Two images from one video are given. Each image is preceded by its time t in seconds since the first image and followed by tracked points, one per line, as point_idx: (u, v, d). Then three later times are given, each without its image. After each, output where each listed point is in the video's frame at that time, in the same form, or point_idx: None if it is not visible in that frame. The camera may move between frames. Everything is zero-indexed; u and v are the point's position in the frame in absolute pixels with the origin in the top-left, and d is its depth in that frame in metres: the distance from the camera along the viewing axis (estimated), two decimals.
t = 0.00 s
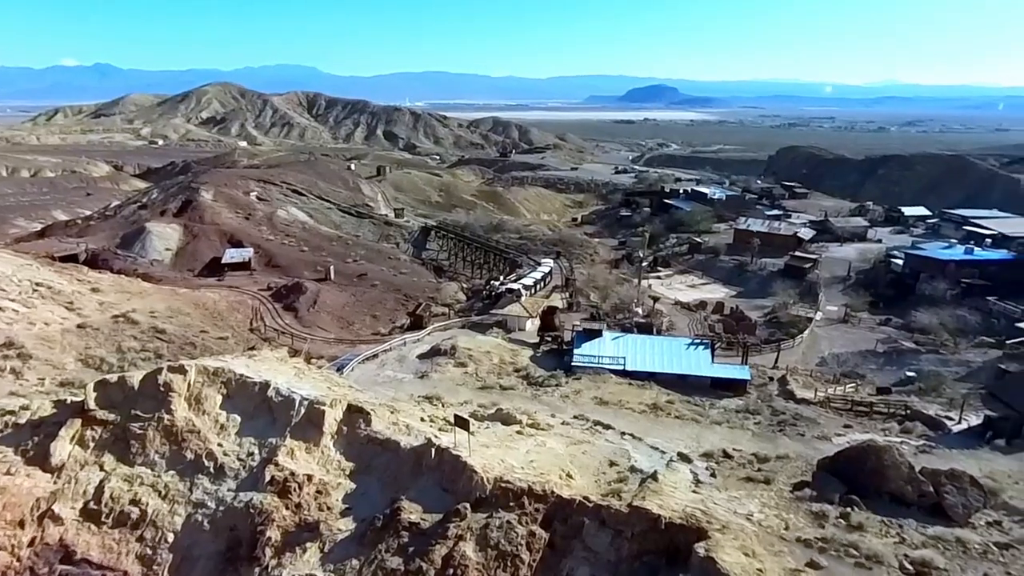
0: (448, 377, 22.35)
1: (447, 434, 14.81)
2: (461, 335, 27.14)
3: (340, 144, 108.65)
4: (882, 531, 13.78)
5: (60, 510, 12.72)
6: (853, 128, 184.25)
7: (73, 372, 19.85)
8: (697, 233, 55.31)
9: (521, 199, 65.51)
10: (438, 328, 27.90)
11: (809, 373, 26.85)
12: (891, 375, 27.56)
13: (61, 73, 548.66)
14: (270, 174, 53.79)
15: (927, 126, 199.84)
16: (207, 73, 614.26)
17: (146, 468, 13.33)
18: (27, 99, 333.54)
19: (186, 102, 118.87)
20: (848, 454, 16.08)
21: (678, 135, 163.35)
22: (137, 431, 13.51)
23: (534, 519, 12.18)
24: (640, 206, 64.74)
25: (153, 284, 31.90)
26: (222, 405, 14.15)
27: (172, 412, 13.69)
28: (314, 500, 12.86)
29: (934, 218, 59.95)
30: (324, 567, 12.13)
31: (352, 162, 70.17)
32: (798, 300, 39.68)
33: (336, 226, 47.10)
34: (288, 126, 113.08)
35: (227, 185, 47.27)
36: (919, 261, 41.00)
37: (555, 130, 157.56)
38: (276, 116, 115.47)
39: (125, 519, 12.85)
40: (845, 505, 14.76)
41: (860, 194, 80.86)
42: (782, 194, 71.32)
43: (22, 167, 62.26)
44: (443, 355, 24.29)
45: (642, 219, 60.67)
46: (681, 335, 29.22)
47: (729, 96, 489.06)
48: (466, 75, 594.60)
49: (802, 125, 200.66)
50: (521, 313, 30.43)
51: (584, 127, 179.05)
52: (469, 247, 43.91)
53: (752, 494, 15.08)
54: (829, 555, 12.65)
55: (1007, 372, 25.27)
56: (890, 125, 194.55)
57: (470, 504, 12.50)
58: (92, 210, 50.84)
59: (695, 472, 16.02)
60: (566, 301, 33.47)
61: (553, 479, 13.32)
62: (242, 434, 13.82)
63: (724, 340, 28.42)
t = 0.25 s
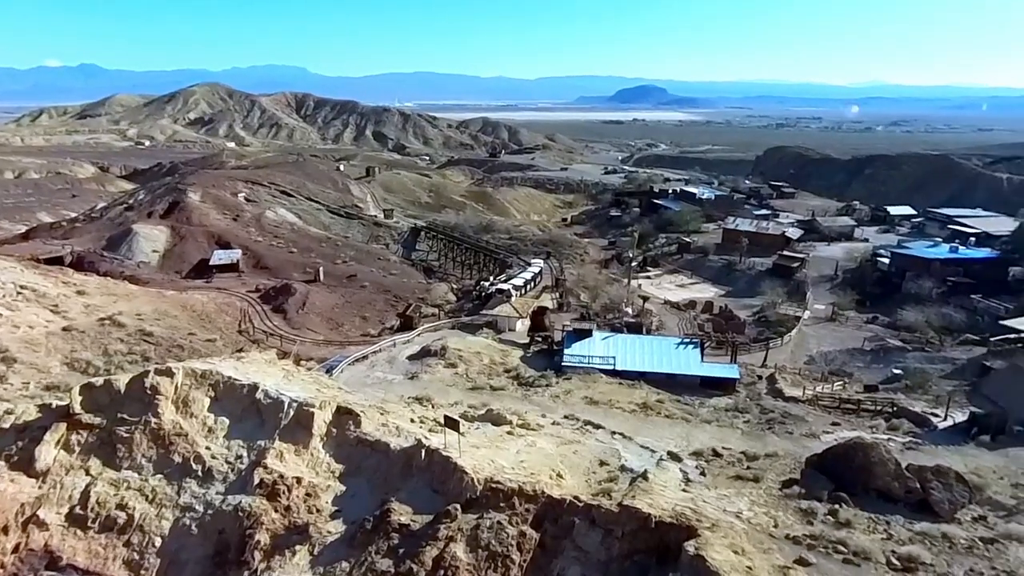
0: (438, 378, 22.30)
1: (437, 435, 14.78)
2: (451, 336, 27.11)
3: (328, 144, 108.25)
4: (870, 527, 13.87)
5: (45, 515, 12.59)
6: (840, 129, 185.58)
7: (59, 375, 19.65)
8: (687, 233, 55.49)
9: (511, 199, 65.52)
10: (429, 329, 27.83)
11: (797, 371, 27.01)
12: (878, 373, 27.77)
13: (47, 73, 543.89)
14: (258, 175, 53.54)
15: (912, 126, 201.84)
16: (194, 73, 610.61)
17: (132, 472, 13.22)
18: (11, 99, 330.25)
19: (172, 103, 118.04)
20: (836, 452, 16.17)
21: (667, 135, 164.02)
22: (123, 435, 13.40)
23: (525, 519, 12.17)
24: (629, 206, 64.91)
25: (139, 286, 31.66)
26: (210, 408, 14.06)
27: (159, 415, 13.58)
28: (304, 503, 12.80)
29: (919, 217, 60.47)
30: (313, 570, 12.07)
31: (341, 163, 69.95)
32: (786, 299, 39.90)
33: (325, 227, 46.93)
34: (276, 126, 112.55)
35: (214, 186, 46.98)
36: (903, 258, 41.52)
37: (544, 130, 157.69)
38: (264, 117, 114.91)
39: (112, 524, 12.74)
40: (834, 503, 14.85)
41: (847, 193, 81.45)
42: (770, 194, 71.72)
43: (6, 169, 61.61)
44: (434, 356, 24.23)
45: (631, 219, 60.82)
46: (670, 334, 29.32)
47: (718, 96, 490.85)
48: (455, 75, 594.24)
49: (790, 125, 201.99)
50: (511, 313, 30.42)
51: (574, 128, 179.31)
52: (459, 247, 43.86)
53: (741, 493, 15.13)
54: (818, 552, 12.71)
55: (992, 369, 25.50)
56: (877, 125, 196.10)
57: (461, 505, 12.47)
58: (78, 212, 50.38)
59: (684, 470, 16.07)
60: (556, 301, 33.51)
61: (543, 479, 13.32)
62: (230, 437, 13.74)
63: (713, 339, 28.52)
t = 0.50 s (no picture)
0: (429, 379, 22.26)
1: (429, 436, 14.75)
2: (443, 336, 27.07)
3: (319, 145, 107.89)
4: (859, 524, 13.94)
5: (32, 520, 12.48)
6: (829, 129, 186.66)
7: (46, 378, 19.47)
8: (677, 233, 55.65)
9: (502, 200, 65.51)
10: (420, 330, 27.77)
11: (787, 370, 27.12)
12: (867, 371, 27.94)
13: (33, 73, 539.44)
14: (248, 176, 53.29)
15: (900, 126, 203.28)
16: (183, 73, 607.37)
17: (121, 476, 13.13)
18: None
19: (161, 103, 117.26)
20: (825, 450, 16.24)
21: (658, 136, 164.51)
22: (111, 438, 13.30)
23: (516, 519, 12.16)
24: (620, 206, 65.03)
25: (128, 288, 31.45)
26: (199, 411, 13.99)
27: (147, 418, 13.49)
28: (295, 505, 12.73)
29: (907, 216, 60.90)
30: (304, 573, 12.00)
31: (332, 164, 69.75)
32: (776, 298, 40.08)
33: (315, 227, 46.77)
34: (266, 127, 112.03)
35: (204, 187, 46.72)
36: (891, 258, 41.64)
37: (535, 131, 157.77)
38: (254, 118, 114.39)
39: (100, 528, 12.65)
40: (823, 500, 14.92)
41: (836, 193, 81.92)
42: (760, 194, 72.06)
43: None
44: (425, 357, 24.18)
45: (622, 219, 60.94)
46: (661, 334, 29.39)
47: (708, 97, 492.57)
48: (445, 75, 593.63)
49: (779, 125, 202.98)
50: (503, 314, 30.41)
51: (565, 128, 179.48)
52: (450, 248, 43.81)
53: (732, 491, 15.18)
54: (808, 549, 12.76)
55: (979, 366, 25.70)
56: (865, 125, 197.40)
57: (453, 506, 12.45)
58: (65, 213, 49.97)
59: (676, 469, 16.10)
60: (547, 301, 33.53)
61: (535, 479, 13.31)
62: (220, 440, 13.66)
63: (703, 338, 28.62)
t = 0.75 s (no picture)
0: (420, 380, 22.18)
1: (420, 437, 14.70)
2: (433, 337, 26.99)
3: (307, 146, 107.42)
4: (848, 521, 14.00)
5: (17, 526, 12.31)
6: (816, 129, 187.87)
7: (31, 383, 19.24)
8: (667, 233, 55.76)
9: (492, 200, 65.44)
10: (410, 331, 27.69)
11: (776, 368, 27.23)
12: (855, 369, 28.09)
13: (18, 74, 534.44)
14: (236, 177, 52.98)
15: (886, 126, 204.84)
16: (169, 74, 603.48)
17: (108, 480, 13.00)
18: None
19: (147, 104, 116.32)
20: (814, 448, 16.31)
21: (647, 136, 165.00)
22: (98, 442, 13.17)
23: (508, 520, 12.13)
24: (610, 207, 65.14)
25: (114, 291, 31.16)
26: (188, 414, 13.88)
27: (135, 422, 13.36)
28: (285, 508, 12.64)
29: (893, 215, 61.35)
30: None
31: (321, 164, 69.47)
32: (765, 297, 40.25)
33: (304, 229, 46.53)
34: (254, 128, 111.44)
35: (191, 188, 46.39)
36: (877, 257, 41.96)
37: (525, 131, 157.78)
38: (242, 118, 113.77)
39: (87, 534, 12.49)
40: (812, 497, 14.98)
41: (823, 193, 82.42)
42: (749, 194, 72.36)
43: None
44: (416, 359, 24.10)
45: (612, 220, 61.02)
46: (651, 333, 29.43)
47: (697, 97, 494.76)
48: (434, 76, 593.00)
49: (767, 125, 204.08)
50: (493, 315, 30.35)
51: (554, 129, 179.64)
52: (440, 249, 43.71)
53: (723, 490, 15.20)
54: (798, 547, 12.80)
55: (964, 364, 25.88)
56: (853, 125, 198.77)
57: (445, 507, 12.41)
58: (50, 216, 49.45)
59: (666, 469, 16.12)
60: (538, 302, 33.50)
61: (527, 479, 13.29)
62: (209, 444, 13.55)
63: (693, 338, 28.69)
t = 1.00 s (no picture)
0: (412, 382, 22.09)
1: (413, 438, 14.62)
2: (425, 339, 26.90)
3: (297, 147, 107.01)
4: (840, 519, 14.02)
5: (6, 533, 12.18)
6: (806, 129, 188.80)
7: (18, 387, 19.05)
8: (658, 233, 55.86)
9: (483, 201, 65.37)
10: (402, 332, 27.59)
11: (767, 367, 27.30)
12: (845, 367, 28.20)
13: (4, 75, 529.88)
14: (226, 178, 52.71)
15: (874, 126, 206.26)
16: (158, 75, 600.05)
17: (98, 485, 12.87)
18: None
19: (136, 104, 115.54)
20: (806, 446, 16.32)
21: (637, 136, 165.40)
22: (87, 447, 13.03)
23: (502, 521, 12.07)
24: (601, 206, 65.19)
25: (103, 293, 30.92)
26: (178, 417, 13.73)
27: (125, 426, 13.22)
28: (277, 511, 12.54)
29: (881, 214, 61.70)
30: None
31: (311, 165, 69.19)
32: (756, 296, 40.38)
33: (295, 230, 46.33)
34: (244, 128, 110.91)
35: (180, 190, 46.09)
36: (866, 255, 42.18)
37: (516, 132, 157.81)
38: (231, 119, 113.21)
39: (76, 539, 12.38)
40: (804, 496, 14.98)
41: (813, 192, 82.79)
42: (739, 194, 72.62)
43: None
44: (408, 360, 24.00)
45: (603, 220, 61.08)
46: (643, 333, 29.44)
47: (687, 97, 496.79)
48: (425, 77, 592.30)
49: (757, 126, 205.05)
50: (485, 315, 30.28)
51: (545, 129, 179.61)
52: (431, 249, 43.60)
53: (716, 488, 15.20)
54: (790, 545, 12.81)
55: (953, 362, 26.00)
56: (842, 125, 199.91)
57: (438, 509, 12.34)
58: (38, 217, 49.01)
59: (659, 468, 16.10)
60: (530, 302, 33.46)
61: (520, 480, 13.23)
62: (200, 447, 13.43)
63: (685, 338, 28.73)
